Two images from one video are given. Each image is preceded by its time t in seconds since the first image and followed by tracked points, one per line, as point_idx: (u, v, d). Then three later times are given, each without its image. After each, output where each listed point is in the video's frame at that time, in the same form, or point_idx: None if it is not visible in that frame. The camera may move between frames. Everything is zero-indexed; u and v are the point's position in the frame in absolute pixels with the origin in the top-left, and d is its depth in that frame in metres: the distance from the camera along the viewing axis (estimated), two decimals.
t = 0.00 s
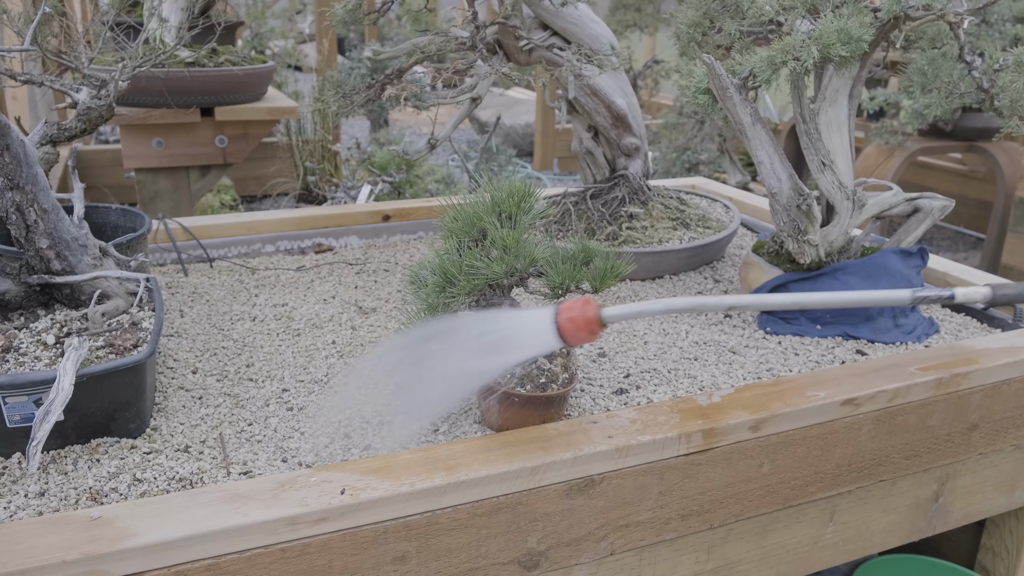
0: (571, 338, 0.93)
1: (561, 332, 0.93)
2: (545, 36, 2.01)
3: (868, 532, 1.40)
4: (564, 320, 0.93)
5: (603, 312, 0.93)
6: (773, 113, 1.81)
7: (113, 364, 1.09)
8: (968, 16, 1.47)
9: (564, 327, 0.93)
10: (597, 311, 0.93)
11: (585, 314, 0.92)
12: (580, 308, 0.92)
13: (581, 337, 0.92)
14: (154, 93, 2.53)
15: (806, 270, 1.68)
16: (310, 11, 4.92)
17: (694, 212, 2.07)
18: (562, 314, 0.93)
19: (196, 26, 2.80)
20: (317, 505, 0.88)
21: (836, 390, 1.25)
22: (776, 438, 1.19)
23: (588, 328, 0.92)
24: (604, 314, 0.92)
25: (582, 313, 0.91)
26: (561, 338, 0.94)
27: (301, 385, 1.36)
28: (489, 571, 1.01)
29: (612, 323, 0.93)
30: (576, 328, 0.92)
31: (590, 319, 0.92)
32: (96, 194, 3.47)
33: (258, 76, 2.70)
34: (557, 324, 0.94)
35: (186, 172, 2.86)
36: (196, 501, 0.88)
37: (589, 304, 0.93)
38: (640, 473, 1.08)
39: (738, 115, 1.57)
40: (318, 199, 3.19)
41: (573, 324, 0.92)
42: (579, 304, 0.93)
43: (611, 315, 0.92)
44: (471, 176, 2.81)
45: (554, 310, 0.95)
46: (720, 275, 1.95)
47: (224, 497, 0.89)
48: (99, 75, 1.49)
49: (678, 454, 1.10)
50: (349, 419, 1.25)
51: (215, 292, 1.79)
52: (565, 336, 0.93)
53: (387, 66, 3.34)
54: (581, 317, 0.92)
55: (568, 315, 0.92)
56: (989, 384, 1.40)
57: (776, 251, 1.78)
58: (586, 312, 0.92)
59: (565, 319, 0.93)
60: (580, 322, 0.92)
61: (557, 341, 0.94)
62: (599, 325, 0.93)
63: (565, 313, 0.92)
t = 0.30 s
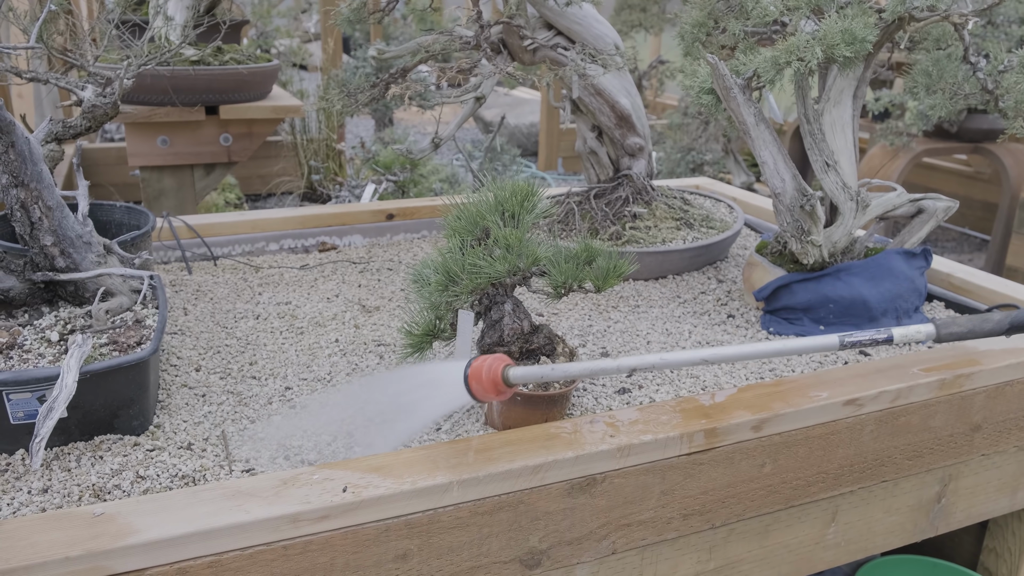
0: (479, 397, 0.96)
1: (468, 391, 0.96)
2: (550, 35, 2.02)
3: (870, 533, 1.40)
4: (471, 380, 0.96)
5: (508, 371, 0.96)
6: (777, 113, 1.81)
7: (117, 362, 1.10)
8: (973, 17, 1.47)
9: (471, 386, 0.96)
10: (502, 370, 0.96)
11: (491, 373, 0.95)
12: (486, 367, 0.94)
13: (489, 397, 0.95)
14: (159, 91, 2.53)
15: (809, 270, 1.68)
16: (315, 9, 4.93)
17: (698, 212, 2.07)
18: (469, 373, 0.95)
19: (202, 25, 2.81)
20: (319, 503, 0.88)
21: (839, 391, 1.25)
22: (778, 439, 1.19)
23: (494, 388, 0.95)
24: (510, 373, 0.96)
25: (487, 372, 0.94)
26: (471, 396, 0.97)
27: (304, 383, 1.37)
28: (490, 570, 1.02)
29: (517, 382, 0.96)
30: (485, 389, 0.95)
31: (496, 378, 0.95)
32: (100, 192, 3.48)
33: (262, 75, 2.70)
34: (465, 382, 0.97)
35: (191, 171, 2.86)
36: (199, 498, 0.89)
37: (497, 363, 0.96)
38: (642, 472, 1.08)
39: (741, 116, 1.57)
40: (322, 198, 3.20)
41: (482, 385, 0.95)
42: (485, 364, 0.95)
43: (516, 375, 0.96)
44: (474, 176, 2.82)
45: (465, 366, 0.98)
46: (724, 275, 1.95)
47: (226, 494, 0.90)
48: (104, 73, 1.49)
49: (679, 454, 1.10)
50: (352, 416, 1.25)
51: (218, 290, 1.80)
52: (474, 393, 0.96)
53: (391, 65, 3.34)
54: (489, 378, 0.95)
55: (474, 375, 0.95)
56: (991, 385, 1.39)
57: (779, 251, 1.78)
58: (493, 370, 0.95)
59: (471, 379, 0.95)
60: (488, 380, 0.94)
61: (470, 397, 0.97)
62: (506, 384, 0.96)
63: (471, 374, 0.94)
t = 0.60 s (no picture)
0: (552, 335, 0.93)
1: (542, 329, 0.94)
2: (555, 36, 2.02)
3: (876, 533, 1.40)
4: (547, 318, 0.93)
5: (583, 310, 0.92)
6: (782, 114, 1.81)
7: (124, 361, 1.10)
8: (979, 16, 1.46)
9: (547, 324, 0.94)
10: (576, 309, 0.92)
11: (563, 311, 0.91)
12: (558, 305, 0.91)
13: (560, 334, 0.92)
14: (166, 91, 2.54)
15: (814, 270, 1.68)
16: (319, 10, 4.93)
17: (702, 212, 2.07)
18: (543, 311, 0.93)
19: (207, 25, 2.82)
20: (327, 503, 0.89)
21: (845, 391, 1.25)
22: (784, 439, 1.19)
23: (565, 326, 0.91)
24: (583, 313, 0.91)
25: (556, 310, 0.91)
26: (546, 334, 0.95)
27: (310, 383, 1.37)
28: (496, 570, 1.02)
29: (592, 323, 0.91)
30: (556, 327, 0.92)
31: (568, 317, 0.91)
32: (105, 192, 3.49)
33: (268, 76, 2.71)
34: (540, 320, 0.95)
35: (196, 171, 2.87)
36: (206, 497, 0.89)
37: (571, 302, 0.92)
38: (648, 472, 1.08)
39: (747, 115, 1.57)
40: (326, 198, 3.20)
41: (554, 322, 0.92)
42: (558, 301, 0.92)
43: (588, 315, 0.91)
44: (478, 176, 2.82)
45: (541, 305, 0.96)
46: (729, 275, 1.95)
47: (234, 493, 0.90)
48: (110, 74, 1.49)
49: (685, 453, 1.10)
50: (358, 416, 1.26)
51: (224, 290, 1.80)
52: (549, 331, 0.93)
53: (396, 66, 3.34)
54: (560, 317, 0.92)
55: (547, 312, 0.93)
56: (997, 385, 1.39)
57: (785, 251, 1.78)
58: (565, 309, 0.91)
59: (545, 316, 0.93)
60: (557, 318, 0.91)
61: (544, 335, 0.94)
62: (580, 324, 0.92)
63: (542, 310, 0.92)
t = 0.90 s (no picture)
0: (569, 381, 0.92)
1: (556, 374, 0.93)
2: (560, 36, 2.02)
3: (883, 534, 1.39)
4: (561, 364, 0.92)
5: (600, 354, 0.91)
6: (788, 114, 1.81)
7: (130, 362, 1.10)
8: (986, 17, 1.47)
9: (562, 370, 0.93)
10: (593, 353, 0.91)
11: (580, 356, 0.91)
12: (575, 350, 0.91)
13: (577, 381, 0.92)
14: (171, 92, 2.54)
15: (820, 271, 1.68)
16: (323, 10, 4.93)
17: (708, 213, 2.07)
18: (558, 356, 0.92)
19: (212, 25, 2.82)
20: (334, 503, 0.89)
21: (852, 391, 1.25)
22: (792, 439, 1.18)
23: (583, 372, 0.91)
24: (602, 357, 0.91)
25: (576, 356, 0.90)
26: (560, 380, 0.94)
27: (316, 383, 1.37)
28: (503, 570, 1.01)
29: (610, 367, 0.91)
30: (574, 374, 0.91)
31: (585, 362, 0.91)
32: (110, 192, 3.50)
33: (273, 75, 2.71)
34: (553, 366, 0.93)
35: (201, 171, 2.88)
36: (213, 498, 0.89)
37: (586, 346, 0.92)
38: (655, 473, 1.08)
39: (753, 116, 1.57)
40: (331, 198, 3.20)
41: (570, 369, 0.91)
42: (574, 346, 0.91)
43: (608, 358, 0.91)
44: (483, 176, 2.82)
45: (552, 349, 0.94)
46: (734, 276, 1.95)
47: (241, 494, 0.90)
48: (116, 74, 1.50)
49: (692, 454, 1.10)
50: (364, 417, 1.25)
51: (229, 290, 1.80)
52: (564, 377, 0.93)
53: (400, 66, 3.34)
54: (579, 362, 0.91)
55: (562, 358, 0.92)
56: (1005, 386, 1.38)
57: (790, 252, 1.77)
58: (582, 354, 0.91)
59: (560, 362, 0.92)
60: (576, 364, 0.91)
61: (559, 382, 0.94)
62: (597, 368, 0.92)
63: (558, 356, 0.91)
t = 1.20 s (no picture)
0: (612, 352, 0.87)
1: (598, 348, 0.88)
2: (564, 34, 2.02)
3: (886, 534, 1.39)
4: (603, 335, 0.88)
5: (642, 326, 0.86)
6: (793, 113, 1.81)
7: (133, 361, 1.10)
8: (992, 16, 1.46)
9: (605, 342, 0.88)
10: (635, 325, 0.86)
11: (621, 328, 0.86)
12: (616, 322, 0.86)
13: (619, 353, 0.86)
14: (173, 90, 2.54)
15: (824, 271, 1.67)
16: (325, 9, 4.93)
17: (711, 212, 2.06)
18: (598, 328, 0.88)
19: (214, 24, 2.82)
20: (338, 503, 0.88)
21: (857, 391, 1.24)
22: (797, 439, 1.18)
23: (625, 343, 0.86)
24: (643, 328, 0.86)
25: (616, 326, 0.86)
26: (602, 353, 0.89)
27: (319, 382, 1.37)
28: (507, 570, 1.01)
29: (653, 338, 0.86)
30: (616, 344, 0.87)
31: (627, 333, 0.86)
32: (111, 191, 3.49)
33: (275, 74, 2.70)
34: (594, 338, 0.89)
35: (203, 170, 2.87)
36: (216, 497, 0.89)
37: (628, 318, 0.87)
38: (659, 472, 1.07)
39: (758, 115, 1.57)
40: (333, 197, 3.20)
41: (613, 337, 0.87)
42: (615, 318, 0.87)
43: (650, 330, 0.85)
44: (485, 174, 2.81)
45: (592, 322, 0.90)
46: (737, 275, 1.95)
47: (245, 493, 0.90)
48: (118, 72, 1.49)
49: (697, 454, 1.09)
50: (367, 416, 1.25)
51: (231, 289, 1.80)
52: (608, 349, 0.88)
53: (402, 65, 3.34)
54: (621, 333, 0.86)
55: (603, 330, 0.87)
56: (1010, 386, 1.38)
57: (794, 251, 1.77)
58: (623, 325, 0.86)
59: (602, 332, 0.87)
60: (616, 334, 0.86)
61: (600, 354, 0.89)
62: (640, 340, 0.86)
63: (599, 327, 0.86)
